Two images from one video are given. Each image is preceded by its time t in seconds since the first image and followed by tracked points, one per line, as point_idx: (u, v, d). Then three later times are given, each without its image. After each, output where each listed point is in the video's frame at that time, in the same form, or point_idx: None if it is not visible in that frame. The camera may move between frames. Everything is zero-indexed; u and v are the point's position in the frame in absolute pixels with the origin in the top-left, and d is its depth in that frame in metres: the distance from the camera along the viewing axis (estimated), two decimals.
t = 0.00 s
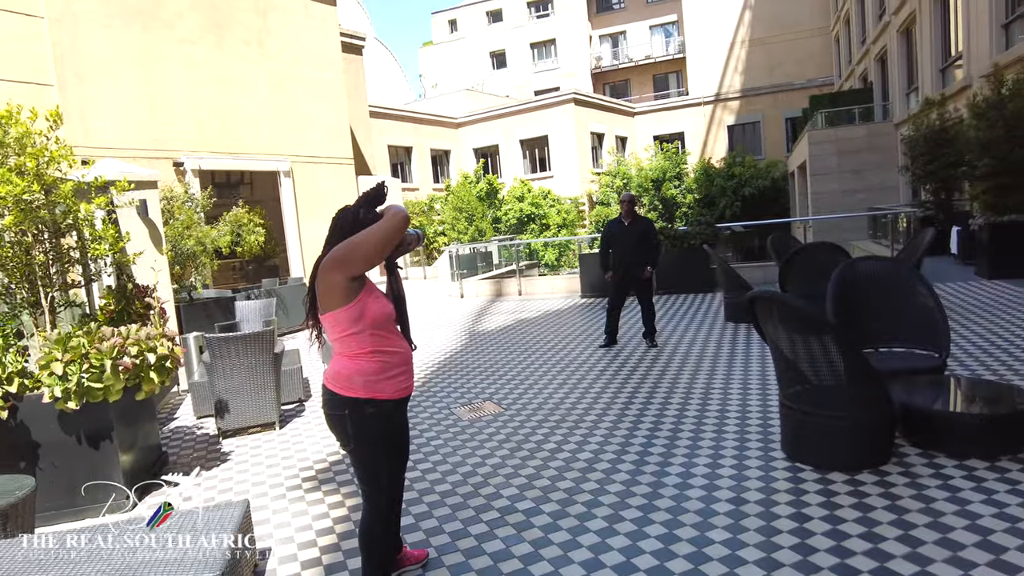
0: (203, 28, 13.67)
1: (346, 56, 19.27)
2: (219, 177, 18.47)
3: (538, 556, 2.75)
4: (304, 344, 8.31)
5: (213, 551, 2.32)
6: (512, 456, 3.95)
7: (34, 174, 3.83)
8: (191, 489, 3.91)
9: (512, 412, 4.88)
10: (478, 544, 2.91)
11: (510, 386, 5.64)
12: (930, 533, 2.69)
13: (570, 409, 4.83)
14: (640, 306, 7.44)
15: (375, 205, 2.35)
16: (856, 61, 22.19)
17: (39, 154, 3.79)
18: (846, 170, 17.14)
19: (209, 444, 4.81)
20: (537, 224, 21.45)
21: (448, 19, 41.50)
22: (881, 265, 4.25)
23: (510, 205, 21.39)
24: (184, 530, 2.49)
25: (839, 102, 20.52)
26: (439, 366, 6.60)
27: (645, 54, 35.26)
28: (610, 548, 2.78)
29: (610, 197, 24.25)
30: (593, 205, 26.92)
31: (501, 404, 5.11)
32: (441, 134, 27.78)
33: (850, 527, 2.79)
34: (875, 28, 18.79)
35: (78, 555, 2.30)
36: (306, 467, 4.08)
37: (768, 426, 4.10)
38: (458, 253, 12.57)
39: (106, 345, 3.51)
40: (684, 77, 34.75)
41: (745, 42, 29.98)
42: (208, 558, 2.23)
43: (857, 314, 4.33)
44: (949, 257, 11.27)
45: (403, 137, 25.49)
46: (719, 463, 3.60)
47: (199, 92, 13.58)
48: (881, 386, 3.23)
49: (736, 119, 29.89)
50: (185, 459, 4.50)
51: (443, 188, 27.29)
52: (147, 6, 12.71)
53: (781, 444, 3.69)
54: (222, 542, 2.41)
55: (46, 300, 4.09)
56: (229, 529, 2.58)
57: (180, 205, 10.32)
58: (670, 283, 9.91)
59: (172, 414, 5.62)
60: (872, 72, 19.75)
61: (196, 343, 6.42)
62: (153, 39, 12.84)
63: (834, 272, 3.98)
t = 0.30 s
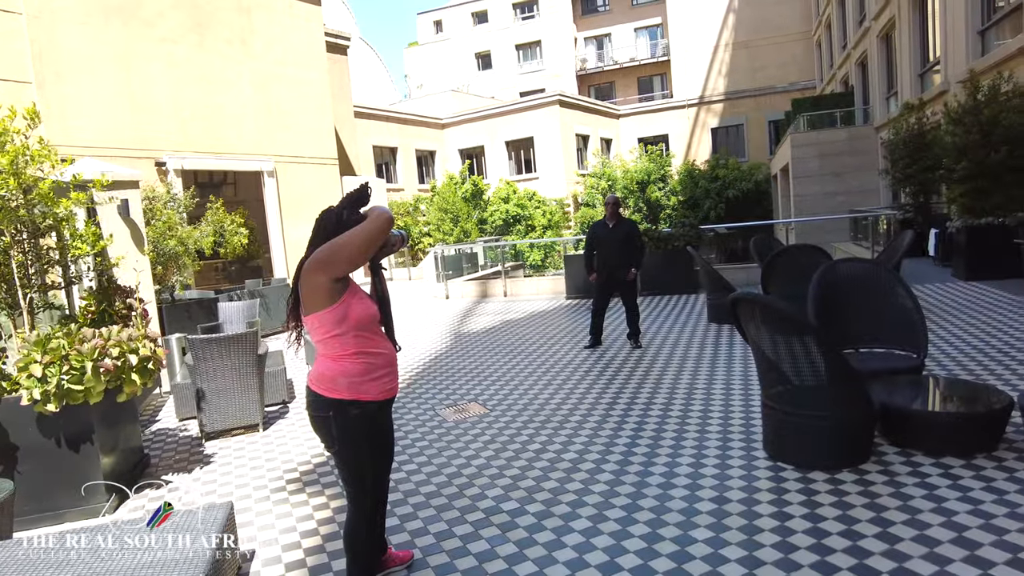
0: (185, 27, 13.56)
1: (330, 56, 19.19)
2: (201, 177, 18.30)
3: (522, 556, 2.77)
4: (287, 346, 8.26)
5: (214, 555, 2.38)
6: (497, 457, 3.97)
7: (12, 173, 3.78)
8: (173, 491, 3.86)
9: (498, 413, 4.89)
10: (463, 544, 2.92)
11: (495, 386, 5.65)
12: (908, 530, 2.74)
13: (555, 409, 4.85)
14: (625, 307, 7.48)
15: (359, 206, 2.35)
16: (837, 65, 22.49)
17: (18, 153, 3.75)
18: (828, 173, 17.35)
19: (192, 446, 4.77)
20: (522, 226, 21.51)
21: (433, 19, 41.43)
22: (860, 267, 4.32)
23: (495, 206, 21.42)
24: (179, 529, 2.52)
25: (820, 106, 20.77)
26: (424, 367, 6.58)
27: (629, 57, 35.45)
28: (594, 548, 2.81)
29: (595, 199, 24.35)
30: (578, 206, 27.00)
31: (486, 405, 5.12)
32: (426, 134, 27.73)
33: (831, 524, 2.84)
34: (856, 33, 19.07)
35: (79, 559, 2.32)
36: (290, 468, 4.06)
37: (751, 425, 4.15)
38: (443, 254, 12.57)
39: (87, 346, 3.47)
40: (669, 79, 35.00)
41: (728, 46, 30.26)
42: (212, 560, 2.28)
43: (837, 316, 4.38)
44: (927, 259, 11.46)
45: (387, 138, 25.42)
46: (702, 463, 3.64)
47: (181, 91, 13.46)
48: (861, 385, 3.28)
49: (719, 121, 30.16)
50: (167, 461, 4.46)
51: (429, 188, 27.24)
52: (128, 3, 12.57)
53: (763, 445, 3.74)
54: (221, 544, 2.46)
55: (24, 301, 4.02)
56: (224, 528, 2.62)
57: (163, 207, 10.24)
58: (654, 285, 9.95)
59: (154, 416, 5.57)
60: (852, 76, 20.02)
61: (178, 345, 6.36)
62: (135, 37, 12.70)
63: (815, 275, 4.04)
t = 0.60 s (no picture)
0: (175, 27, 13.49)
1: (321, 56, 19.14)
2: (191, 177, 18.19)
3: (514, 557, 2.79)
4: (278, 347, 8.24)
5: (209, 556, 2.50)
6: (489, 458, 3.98)
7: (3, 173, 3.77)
8: (164, 494, 3.85)
9: (489, 414, 4.90)
10: (455, 545, 2.93)
11: (487, 388, 5.66)
12: (894, 529, 2.78)
13: (546, 411, 4.87)
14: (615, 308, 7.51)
15: (351, 209, 2.37)
16: (826, 68, 22.64)
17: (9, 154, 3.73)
18: (817, 174, 17.46)
19: (183, 447, 4.76)
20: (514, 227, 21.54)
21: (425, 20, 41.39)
22: (848, 269, 4.38)
23: (486, 207, 21.44)
24: (175, 530, 2.64)
25: (810, 108, 20.90)
26: (415, 369, 6.58)
27: (620, 58, 35.54)
28: (585, 548, 2.83)
29: (586, 200, 24.39)
30: (569, 207, 27.05)
31: (478, 406, 5.14)
32: (417, 134, 27.70)
33: (819, 524, 2.87)
34: (844, 36, 19.22)
35: (82, 557, 2.45)
36: (282, 470, 4.06)
37: (741, 426, 4.19)
38: (435, 255, 12.56)
39: (78, 349, 3.46)
40: (660, 80, 35.15)
41: (719, 48, 30.42)
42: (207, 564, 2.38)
43: (826, 318, 4.43)
44: (914, 260, 11.58)
45: (379, 138, 25.38)
46: (692, 463, 3.67)
47: (171, 91, 13.39)
48: (849, 385, 3.32)
49: (710, 123, 30.30)
50: (157, 463, 4.45)
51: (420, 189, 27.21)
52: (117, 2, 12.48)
53: (753, 445, 3.77)
54: (215, 545, 2.58)
55: (13, 302, 4.00)
56: (220, 529, 2.74)
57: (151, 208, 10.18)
58: (645, 286, 10.00)
59: (145, 418, 5.55)
60: (841, 78, 20.18)
61: (168, 346, 6.33)
62: (123, 36, 12.61)
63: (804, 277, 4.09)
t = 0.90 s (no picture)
0: (169, 27, 13.47)
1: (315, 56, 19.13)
2: (185, 177, 18.14)
3: (509, 557, 2.81)
4: (273, 348, 8.23)
5: (206, 555, 2.53)
6: (483, 459, 4.00)
7: None
8: (160, 494, 3.85)
9: (484, 415, 4.93)
10: (449, 545, 2.96)
11: (482, 388, 5.68)
12: (884, 528, 2.82)
13: (541, 411, 4.90)
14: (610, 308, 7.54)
15: (347, 211, 2.39)
16: (819, 70, 22.76)
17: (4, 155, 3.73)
18: (811, 176, 17.54)
19: (177, 449, 4.75)
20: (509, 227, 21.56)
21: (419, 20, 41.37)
22: (841, 270, 4.43)
23: (481, 208, 21.45)
24: (172, 529, 2.67)
25: (803, 109, 21.03)
26: (410, 369, 6.59)
27: (615, 59, 35.61)
28: (580, 548, 2.85)
29: (581, 200, 24.43)
30: (564, 207, 27.09)
31: (473, 407, 5.16)
32: (412, 135, 27.70)
33: (810, 523, 2.91)
34: (837, 38, 19.35)
35: (81, 557, 2.48)
36: (278, 471, 4.07)
37: (734, 427, 4.22)
38: (429, 255, 12.57)
39: (72, 350, 3.47)
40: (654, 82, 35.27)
41: (713, 49, 30.53)
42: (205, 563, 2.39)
43: (820, 318, 4.47)
44: (906, 261, 11.67)
45: (373, 138, 25.38)
46: (686, 463, 3.70)
47: (165, 92, 13.37)
48: (840, 386, 3.37)
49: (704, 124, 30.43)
50: (152, 464, 4.45)
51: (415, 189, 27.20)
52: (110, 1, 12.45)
53: (746, 445, 3.80)
54: (211, 544, 2.61)
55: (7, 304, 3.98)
56: (219, 528, 2.76)
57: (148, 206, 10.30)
58: (639, 286, 10.03)
59: (139, 419, 5.54)
60: (834, 80, 20.30)
61: (162, 347, 6.32)
62: (117, 36, 12.57)
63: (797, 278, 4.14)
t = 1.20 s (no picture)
0: (164, 27, 13.44)
1: (311, 56, 19.11)
2: (180, 177, 18.11)
3: (501, 556, 2.82)
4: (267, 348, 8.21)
5: (197, 555, 2.54)
6: (477, 459, 4.01)
7: None
8: (154, 494, 3.85)
9: (478, 415, 4.94)
10: (442, 545, 2.96)
11: (476, 388, 5.69)
12: (874, 527, 2.84)
13: (535, 412, 4.90)
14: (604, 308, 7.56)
15: (337, 212, 2.40)
16: (814, 70, 22.83)
17: None
18: (806, 176, 17.58)
19: (171, 449, 4.75)
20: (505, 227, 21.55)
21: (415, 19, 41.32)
22: (834, 270, 4.46)
23: (477, 208, 21.41)
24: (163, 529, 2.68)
25: (799, 109, 21.09)
26: (404, 369, 6.59)
27: (611, 59, 35.64)
28: (571, 547, 2.86)
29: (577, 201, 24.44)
30: (560, 207, 27.09)
31: (467, 407, 5.16)
32: (408, 134, 27.66)
33: (800, 522, 2.93)
34: (832, 39, 19.40)
35: (73, 556, 2.50)
36: (272, 471, 4.08)
37: (727, 426, 4.24)
38: (425, 255, 12.57)
39: (65, 351, 3.46)
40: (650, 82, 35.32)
41: (709, 49, 30.54)
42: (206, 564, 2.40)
43: (814, 318, 4.49)
44: (899, 261, 11.72)
45: (369, 138, 25.35)
46: (678, 463, 3.71)
47: (160, 92, 13.35)
48: (831, 385, 3.38)
49: (700, 124, 30.49)
50: (146, 464, 4.45)
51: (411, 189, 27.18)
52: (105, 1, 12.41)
53: (738, 445, 3.81)
54: (202, 544, 2.63)
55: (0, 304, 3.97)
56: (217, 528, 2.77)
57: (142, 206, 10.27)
58: (633, 287, 10.06)
59: (133, 419, 5.53)
60: (829, 80, 20.36)
61: (156, 347, 6.31)
62: (112, 36, 12.54)
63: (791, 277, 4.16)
